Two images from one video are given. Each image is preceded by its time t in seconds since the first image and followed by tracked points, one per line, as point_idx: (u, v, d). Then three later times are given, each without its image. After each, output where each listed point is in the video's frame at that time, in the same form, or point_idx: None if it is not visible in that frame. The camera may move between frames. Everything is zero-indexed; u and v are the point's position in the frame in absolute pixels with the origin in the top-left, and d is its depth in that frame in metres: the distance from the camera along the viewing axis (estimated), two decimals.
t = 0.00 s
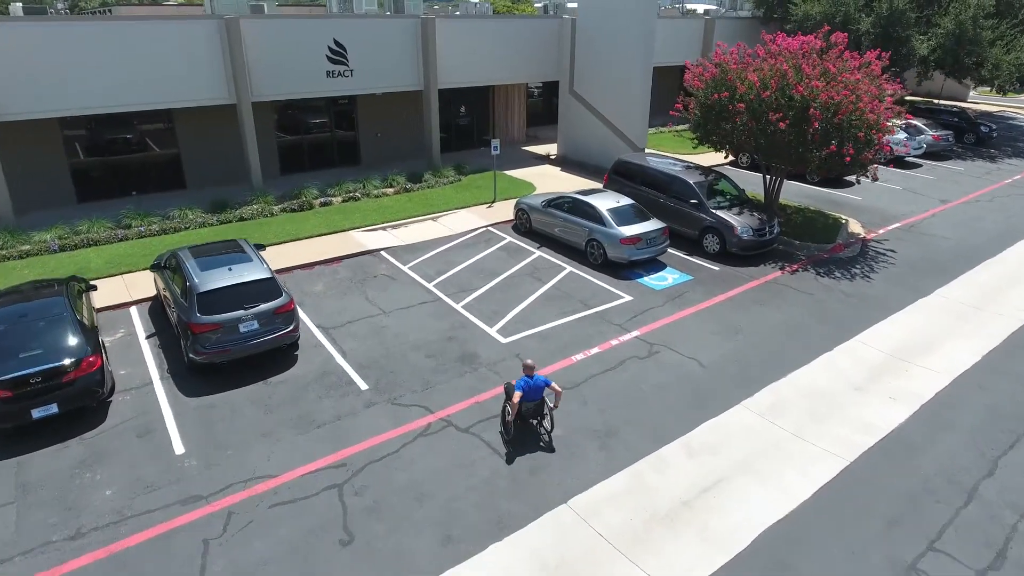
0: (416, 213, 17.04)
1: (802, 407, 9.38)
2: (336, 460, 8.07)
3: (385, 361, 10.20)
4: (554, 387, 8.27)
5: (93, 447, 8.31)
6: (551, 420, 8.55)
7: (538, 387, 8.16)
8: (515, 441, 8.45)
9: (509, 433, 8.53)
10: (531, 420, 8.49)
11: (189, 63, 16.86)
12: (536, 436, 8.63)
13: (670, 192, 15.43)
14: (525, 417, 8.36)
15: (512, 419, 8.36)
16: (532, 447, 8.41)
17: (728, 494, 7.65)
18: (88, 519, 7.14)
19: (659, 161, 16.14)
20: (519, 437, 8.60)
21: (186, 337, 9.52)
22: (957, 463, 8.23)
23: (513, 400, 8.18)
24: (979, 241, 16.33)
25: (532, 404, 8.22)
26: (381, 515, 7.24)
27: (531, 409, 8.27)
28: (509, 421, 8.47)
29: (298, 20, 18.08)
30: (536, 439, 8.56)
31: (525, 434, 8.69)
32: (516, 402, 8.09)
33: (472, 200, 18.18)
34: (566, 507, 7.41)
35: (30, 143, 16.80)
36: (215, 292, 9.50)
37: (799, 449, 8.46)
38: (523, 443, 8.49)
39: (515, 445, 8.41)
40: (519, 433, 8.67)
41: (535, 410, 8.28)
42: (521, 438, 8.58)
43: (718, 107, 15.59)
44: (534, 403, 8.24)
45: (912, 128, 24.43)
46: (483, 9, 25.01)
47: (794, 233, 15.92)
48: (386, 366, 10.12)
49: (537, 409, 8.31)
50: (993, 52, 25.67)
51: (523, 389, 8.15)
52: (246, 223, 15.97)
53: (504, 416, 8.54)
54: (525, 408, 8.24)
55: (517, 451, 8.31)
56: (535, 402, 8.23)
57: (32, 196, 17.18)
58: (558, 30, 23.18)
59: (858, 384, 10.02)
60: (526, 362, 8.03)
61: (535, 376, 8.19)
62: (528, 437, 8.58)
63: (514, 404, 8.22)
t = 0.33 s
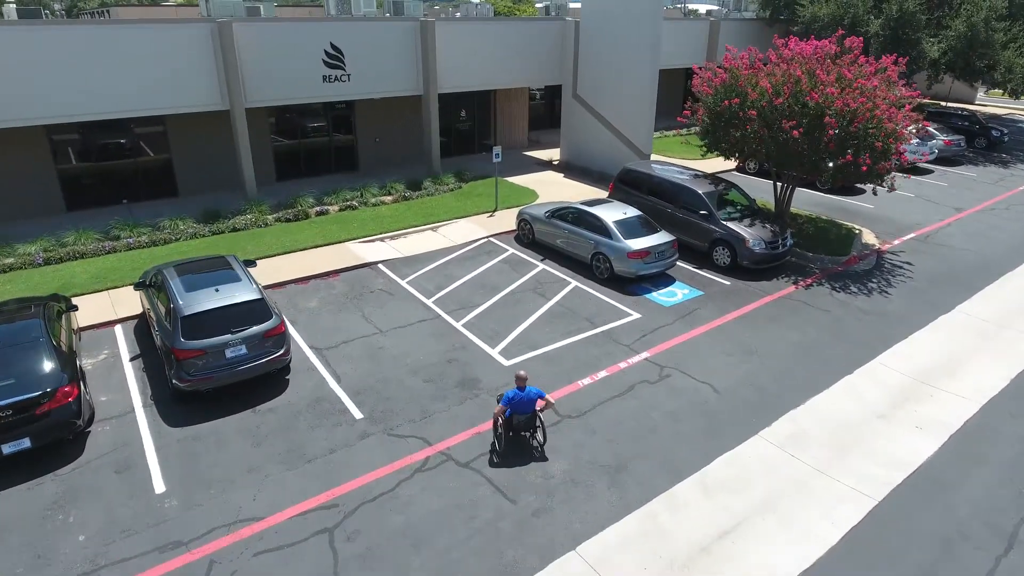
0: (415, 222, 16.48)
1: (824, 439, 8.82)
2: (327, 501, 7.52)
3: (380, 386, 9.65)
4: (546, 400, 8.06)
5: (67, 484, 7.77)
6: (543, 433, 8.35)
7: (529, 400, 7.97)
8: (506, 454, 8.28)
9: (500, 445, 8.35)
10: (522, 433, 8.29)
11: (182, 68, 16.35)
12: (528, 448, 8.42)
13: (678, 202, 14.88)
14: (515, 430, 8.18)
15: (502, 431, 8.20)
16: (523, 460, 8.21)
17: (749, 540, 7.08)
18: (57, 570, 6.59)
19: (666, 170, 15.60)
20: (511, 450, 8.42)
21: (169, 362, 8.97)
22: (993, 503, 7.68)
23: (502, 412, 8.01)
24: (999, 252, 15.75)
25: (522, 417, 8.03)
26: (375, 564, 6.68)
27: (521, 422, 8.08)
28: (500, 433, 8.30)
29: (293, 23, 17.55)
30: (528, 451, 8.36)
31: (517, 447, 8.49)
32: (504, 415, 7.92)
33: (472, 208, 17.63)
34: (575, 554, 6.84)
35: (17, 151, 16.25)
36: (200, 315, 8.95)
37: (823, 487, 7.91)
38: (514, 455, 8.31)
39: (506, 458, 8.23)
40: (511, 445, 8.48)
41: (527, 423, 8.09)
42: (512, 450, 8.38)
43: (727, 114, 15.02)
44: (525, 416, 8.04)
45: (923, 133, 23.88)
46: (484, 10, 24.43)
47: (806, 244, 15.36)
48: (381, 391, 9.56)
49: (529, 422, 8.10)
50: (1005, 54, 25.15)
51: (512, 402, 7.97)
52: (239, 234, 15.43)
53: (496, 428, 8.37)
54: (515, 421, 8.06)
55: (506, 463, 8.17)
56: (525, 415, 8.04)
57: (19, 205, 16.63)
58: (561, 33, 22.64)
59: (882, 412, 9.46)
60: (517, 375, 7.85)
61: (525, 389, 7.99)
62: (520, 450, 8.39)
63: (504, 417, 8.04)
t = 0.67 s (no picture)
0: (413, 232, 15.92)
1: (850, 472, 8.27)
2: (317, 544, 6.96)
3: (375, 413, 9.09)
4: (537, 409, 7.94)
5: (38, 524, 7.21)
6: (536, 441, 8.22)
7: (521, 410, 7.84)
8: (500, 464, 8.15)
9: (493, 458, 8.19)
10: (516, 443, 8.15)
11: (176, 71, 15.82)
12: (522, 458, 8.28)
13: (687, 212, 14.33)
14: (508, 440, 8.04)
15: (495, 442, 8.06)
16: (518, 470, 8.07)
17: None
18: None
19: (674, 179, 15.06)
20: (504, 459, 8.29)
21: (150, 390, 8.40)
22: None
23: (494, 424, 7.87)
24: (1019, 262, 15.18)
25: (515, 427, 7.89)
26: None
27: (514, 433, 7.95)
28: (492, 444, 8.16)
29: (289, 25, 17.00)
30: (522, 461, 8.23)
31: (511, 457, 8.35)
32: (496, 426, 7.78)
33: (472, 217, 17.07)
34: None
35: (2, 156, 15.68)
36: (183, 339, 8.40)
37: (852, 528, 7.35)
38: (509, 465, 8.17)
39: (500, 469, 8.09)
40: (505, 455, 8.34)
41: (520, 433, 7.95)
42: (505, 461, 8.24)
43: (737, 120, 14.43)
44: (518, 426, 7.91)
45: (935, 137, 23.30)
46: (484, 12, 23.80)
47: (819, 256, 14.81)
48: (376, 419, 9.01)
49: (521, 432, 7.97)
50: (1018, 57, 24.59)
51: (502, 413, 7.85)
52: (231, 244, 14.88)
53: (488, 438, 8.23)
54: (508, 431, 7.92)
55: (500, 472, 8.04)
56: (517, 425, 7.91)
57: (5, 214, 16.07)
58: (564, 35, 22.08)
59: (909, 441, 8.89)
60: (508, 386, 7.71)
61: (516, 400, 7.85)
62: (514, 460, 8.24)
63: (496, 427, 7.92)
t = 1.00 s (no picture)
0: (412, 241, 15.35)
1: (881, 509, 7.69)
2: None
3: (370, 444, 8.51)
4: (534, 417, 7.85)
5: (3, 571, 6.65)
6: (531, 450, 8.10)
7: (517, 417, 7.75)
8: (495, 472, 8.01)
9: (487, 465, 8.06)
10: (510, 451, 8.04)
11: (167, 75, 15.26)
12: (515, 466, 8.19)
13: (697, 221, 13.77)
14: (503, 448, 7.94)
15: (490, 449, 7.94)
16: (513, 479, 7.94)
17: None
18: None
19: (683, 187, 14.49)
20: (497, 467, 8.17)
21: (127, 421, 7.83)
22: None
23: (491, 431, 7.76)
24: None
25: (511, 435, 7.80)
26: None
27: (510, 440, 7.85)
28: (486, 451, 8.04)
29: (284, 27, 16.45)
30: (516, 469, 8.10)
31: (502, 465, 8.24)
32: (493, 433, 7.67)
33: (473, 225, 16.50)
34: None
35: None
36: (163, 367, 7.83)
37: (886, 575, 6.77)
38: (503, 473, 8.05)
39: (494, 478, 7.95)
40: (495, 464, 8.24)
41: (516, 440, 7.85)
42: (499, 469, 8.11)
43: (750, 126, 13.88)
44: (514, 434, 7.81)
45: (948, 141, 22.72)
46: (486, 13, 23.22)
47: (834, 267, 14.24)
48: (371, 449, 8.43)
49: (517, 440, 7.87)
50: None
51: (500, 420, 7.73)
52: (222, 255, 14.31)
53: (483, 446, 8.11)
54: (504, 439, 7.82)
55: (494, 480, 7.92)
56: (514, 433, 7.81)
57: None
58: (567, 37, 21.51)
59: (942, 474, 8.31)
60: (506, 393, 7.62)
61: (513, 407, 7.78)
62: (509, 468, 8.12)
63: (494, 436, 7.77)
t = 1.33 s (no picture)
0: (411, 252, 14.77)
1: (916, 554, 7.11)
2: None
3: (364, 479, 7.93)
4: (531, 430, 7.55)
5: None
6: (529, 463, 7.84)
7: (512, 428, 7.47)
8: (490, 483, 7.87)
9: (483, 475, 7.92)
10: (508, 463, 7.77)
11: (155, 80, 14.67)
12: (514, 478, 8.01)
13: (708, 232, 13.20)
14: (499, 459, 7.67)
15: (485, 460, 7.73)
16: (508, 491, 7.78)
17: None
18: None
19: (694, 196, 13.91)
20: (495, 477, 8.03)
21: (102, 458, 7.24)
22: None
23: (484, 440, 7.55)
24: None
25: (505, 446, 7.52)
26: None
27: (506, 452, 7.57)
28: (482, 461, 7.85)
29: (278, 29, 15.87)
30: (515, 481, 7.92)
31: (502, 475, 8.09)
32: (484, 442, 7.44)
33: (474, 234, 15.91)
34: None
35: None
36: (140, 400, 7.24)
37: None
38: (498, 484, 7.91)
39: (489, 488, 7.85)
40: (494, 472, 8.10)
41: (511, 452, 7.56)
42: (496, 479, 7.96)
43: (763, 133, 13.30)
44: (509, 445, 7.53)
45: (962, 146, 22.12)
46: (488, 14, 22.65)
47: (850, 280, 13.68)
48: (366, 486, 7.85)
49: (513, 451, 7.59)
50: None
51: (494, 429, 7.50)
52: (213, 267, 13.73)
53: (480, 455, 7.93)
54: (498, 450, 7.55)
55: (488, 491, 7.80)
56: (509, 445, 7.53)
57: None
58: (571, 39, 20.93)
59: (979, 512, 7.73)
60: (501, 402, 7.36)
61: (510, 417, 7.51)
62: (506, 479, 7.94)
63: (487, 446, 7.57)
